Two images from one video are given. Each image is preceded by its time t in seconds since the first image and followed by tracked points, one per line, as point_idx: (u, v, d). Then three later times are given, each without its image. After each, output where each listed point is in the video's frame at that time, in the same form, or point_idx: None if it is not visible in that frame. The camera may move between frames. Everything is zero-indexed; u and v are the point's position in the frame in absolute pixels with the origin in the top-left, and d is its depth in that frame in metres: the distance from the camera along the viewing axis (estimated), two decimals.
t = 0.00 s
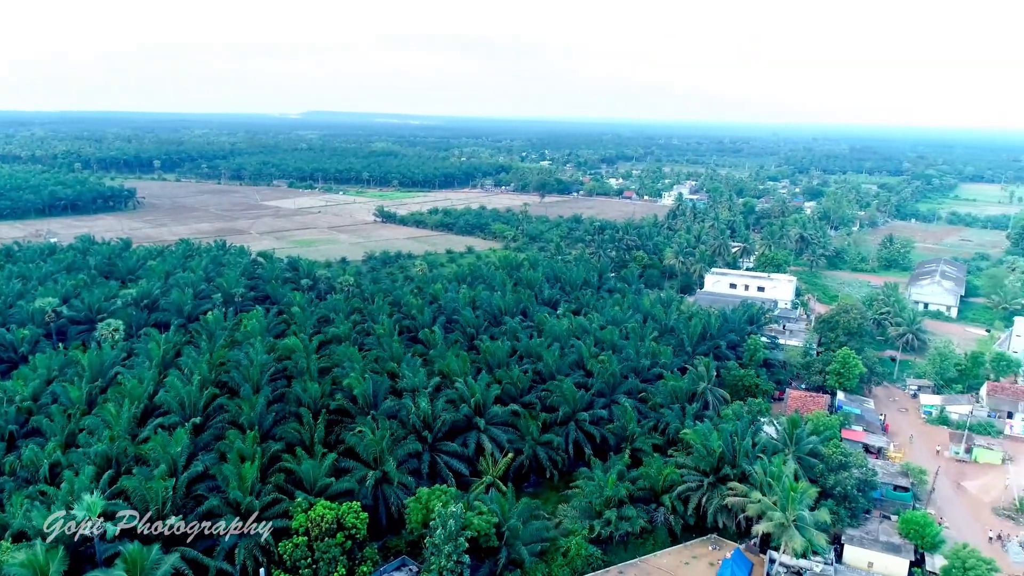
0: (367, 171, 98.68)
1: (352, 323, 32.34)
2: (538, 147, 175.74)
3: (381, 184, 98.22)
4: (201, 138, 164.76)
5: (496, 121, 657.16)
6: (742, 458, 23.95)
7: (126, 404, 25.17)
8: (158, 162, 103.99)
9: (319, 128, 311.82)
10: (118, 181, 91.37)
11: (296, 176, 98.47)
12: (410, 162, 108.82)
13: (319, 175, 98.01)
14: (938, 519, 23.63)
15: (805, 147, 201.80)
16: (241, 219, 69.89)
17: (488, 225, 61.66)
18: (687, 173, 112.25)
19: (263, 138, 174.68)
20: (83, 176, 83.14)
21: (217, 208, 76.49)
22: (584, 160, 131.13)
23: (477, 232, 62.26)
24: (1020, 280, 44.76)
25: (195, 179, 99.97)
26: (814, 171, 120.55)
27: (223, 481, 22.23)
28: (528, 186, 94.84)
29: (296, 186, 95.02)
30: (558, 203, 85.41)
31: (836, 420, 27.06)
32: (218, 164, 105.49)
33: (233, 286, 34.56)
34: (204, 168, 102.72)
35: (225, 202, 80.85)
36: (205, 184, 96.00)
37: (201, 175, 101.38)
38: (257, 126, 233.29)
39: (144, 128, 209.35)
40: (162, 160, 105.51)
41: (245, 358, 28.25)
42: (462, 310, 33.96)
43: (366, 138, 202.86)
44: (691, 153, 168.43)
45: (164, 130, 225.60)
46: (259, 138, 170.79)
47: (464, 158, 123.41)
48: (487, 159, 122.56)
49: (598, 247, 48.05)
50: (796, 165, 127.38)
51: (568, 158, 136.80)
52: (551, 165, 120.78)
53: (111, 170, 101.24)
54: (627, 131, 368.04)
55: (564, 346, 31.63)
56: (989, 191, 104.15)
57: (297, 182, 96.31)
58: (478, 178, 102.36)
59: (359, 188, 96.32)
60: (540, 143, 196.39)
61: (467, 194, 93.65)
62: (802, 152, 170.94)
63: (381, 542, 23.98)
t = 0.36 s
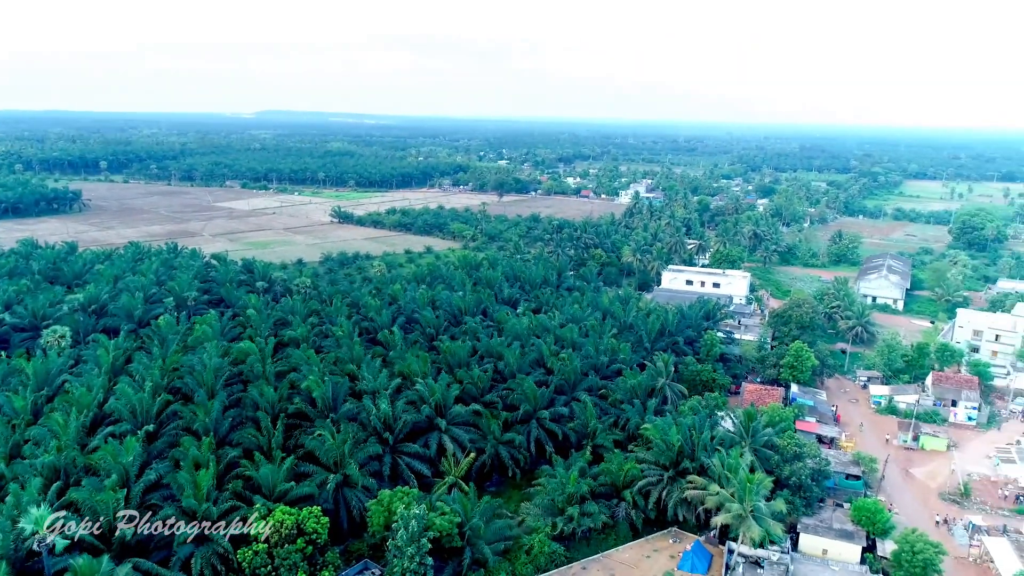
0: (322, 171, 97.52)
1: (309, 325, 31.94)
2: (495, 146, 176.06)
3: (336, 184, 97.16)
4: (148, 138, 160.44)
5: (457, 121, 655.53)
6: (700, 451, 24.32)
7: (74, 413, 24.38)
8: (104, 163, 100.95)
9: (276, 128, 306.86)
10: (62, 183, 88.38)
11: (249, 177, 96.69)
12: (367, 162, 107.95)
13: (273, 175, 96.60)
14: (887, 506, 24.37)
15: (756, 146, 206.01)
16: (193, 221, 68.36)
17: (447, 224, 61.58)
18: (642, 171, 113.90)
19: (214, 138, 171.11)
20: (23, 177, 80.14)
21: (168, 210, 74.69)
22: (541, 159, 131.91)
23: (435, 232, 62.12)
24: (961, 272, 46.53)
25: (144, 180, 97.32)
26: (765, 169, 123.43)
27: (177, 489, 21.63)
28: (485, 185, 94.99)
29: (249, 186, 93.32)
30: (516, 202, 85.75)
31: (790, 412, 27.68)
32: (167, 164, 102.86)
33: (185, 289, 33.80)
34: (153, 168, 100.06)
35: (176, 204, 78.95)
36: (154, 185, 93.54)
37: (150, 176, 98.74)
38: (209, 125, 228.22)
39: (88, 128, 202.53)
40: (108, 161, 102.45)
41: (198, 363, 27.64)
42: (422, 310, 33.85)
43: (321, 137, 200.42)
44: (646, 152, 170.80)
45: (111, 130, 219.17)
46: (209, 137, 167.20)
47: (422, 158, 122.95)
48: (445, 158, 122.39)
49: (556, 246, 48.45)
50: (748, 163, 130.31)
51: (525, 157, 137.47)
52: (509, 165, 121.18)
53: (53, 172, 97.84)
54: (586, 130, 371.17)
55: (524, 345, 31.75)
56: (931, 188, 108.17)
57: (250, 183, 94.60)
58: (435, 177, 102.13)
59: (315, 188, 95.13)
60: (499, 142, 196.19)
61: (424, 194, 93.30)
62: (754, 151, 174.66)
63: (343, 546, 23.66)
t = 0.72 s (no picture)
0: (277, 171, 96.05)
1: (266, 328, 31.47)
2: (453, 145, 175.78)
3: (292, 184, 95.80)
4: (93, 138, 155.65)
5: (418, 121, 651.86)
6: (660, 446, 24.53)
7: (19, 423, 23.52)
8: (48, 164, 97.62)
9: (231, 128, 301.06)
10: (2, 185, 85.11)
11: (201, 178, 94.62)
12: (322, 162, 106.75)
13: (227, 175, 95.11)
14: (841, 494, 25.00)
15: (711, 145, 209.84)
16: (143, 223, 66.62)
17: (405, 224, 61.31)
18: (599, 170, 115.19)
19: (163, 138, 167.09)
20: None
21: (116, 212, 72.64)
22: (500, 158, 132.16)
23: (394, 232, 61.78)
24: (907, 267, 48.08)
25: (90, 181, 94.39)
26: (719, 167, 125.84)
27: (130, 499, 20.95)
28: (444, 185, 94.83)
29: (201, 187, 91.33)
30: (474, 202, 85.86)
31: (747, 405, 28.21)
32: (115, 164, 99.90)
33: (136, 293, 32.98)
34: (100, 169, 97.13)
35: (124, 206, 76.78)
36: (101, 187, 90.77)
37: (96, 177, 95.81)
38: (158, 125, 222.63)
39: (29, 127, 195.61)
40: (52, 162, 99.07)
41: (151, 368, 26.96)
42: (381, 311, 33.68)
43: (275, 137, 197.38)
44: (604, 152, 172.51)
45: (55, 130, 211.90)
46: (158, 138, 163.18)
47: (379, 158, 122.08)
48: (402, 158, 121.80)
49: (516, 245, 48.67)
50: (703, 162, 132.70)
51: (484, 156, 137.67)
52: (468, 164, 121.19)
53: None
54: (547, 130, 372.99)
55: (485, 344, 31.78)
56: (877, 185, 111.74)
57: (202, 184, 92.58)
58: (393, 177, 101.55)
59: (270, 188, 93.64)
60: (457, 142, 195.62)
61: (382, 194, 92.68)
62: (708, 150, 178.02)
63: (304, 552, 23.24)
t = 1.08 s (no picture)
0: (216, 172, 93.54)
1: (206, 334, 30.63)
2: (397, 144, 174.35)
3: (231, 186, 93.43)
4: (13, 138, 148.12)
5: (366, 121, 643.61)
6: (608, 441, 24.48)
7: None
8: None
9: (168, 128, 291.47)
10: None
11: (134, 179, 91.32)
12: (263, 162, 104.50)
13: (162, 177, 91.95)
14: (783, 482, 25.74)
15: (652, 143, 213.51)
16: (72, 227, 63.90)
17: (349, 225, 60.58)
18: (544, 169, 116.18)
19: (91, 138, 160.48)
20: None
21: (43, 216, 69.44)
22: (446, 157, 131.83)
23: (338, 233, 60.97)
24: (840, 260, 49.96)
25: (14, 184, 89.95)
26: (662, 165, 128.36)
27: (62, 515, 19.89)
28: (388, 185, 94.02)
29: (135, 189, 88.14)
30: (420, 201, 85.47)
31: (692, 398, 28.75)
32: (40, 166, 95.41)
33: (65, 301, 31.64)
34: (24, 171, 92.64)
35: (52, 209, 73.46)
36: (25, 189, 86.58)
37: (20, 180, 91.35)
38: (87, 123, 213.62)
39: None
40: None
41: (83, 379, 25.85)
42: (326, 314, 33.24)
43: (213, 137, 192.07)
44: (549, 150, 173.99)
45: None
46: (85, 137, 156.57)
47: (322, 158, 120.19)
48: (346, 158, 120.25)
49: (462, 245, 48.71)
50: (645, 160, 135.23)
51: (429, 155, 137.09)
52: (413, 163, 120.52)
53: None
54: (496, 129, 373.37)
55: (433, 344, 31.61)
56: (811, 181, 115.93)
57: (136, 185, 89.36)
58: (337, 177, 100.14)
59: (209, 190, 91.09)
60: (403, 142, 193.86)
61: (326, 194, 91.34)
62: (651, 147, 181.38)
63: (250, 562, 22.51)
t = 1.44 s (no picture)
0: (141, 174, 89.64)
1: (133, 343, 29.28)
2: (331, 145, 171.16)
3: (158, 188, 89.67)
4: None
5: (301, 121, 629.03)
6: (551, 438, 24.19)
7: None
8: None
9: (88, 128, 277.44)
10: None
11: (51, 182, 86.51)
12: (191, 163, 100.76)
13: (81, 179, 87.36)
14: (720, 472, 26.43)
15: (588, 142, 216.13)
16: None
17: (284, 227, 59.08)
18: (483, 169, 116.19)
19: None
20: None
21: None
22: (383, 158, 130.20)
23: (272, 235, 59.34)
24: (770, 255, 51.85)
25: None
26: (598, 164, 130.30)
27: None
28: (324, 185, 92.12)
29: (51, 192, 83.49)
30: (357, 202, 84.15)
31: (631, 393, 29.15)
32: None
33: None
34: None
35: None
36: None
37: None
38: None
39: None
40: None
41: None
42: (262, 319, 32.32)
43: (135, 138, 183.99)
44: (487, 150, 174.27)
45: None
46: None
47: (254, 158, 116.82)
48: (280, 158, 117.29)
49: (400, 245, 48.27)
50: (582, 159, 137.05)
51: (365, 155, 135.11)
52: (349, 163, 118.54)
53: None
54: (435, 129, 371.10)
55: (372, 347, 31.07)
56: (741, 179, 119.96)
57: (53, 188, 84.66)
58: (270, 178, 97.50)
59: (133, 192, 87.19)
60: (334, 141, 189.81)
61: (259, 196, 88.84)
62: (587, 146, 183.83)
63: None
